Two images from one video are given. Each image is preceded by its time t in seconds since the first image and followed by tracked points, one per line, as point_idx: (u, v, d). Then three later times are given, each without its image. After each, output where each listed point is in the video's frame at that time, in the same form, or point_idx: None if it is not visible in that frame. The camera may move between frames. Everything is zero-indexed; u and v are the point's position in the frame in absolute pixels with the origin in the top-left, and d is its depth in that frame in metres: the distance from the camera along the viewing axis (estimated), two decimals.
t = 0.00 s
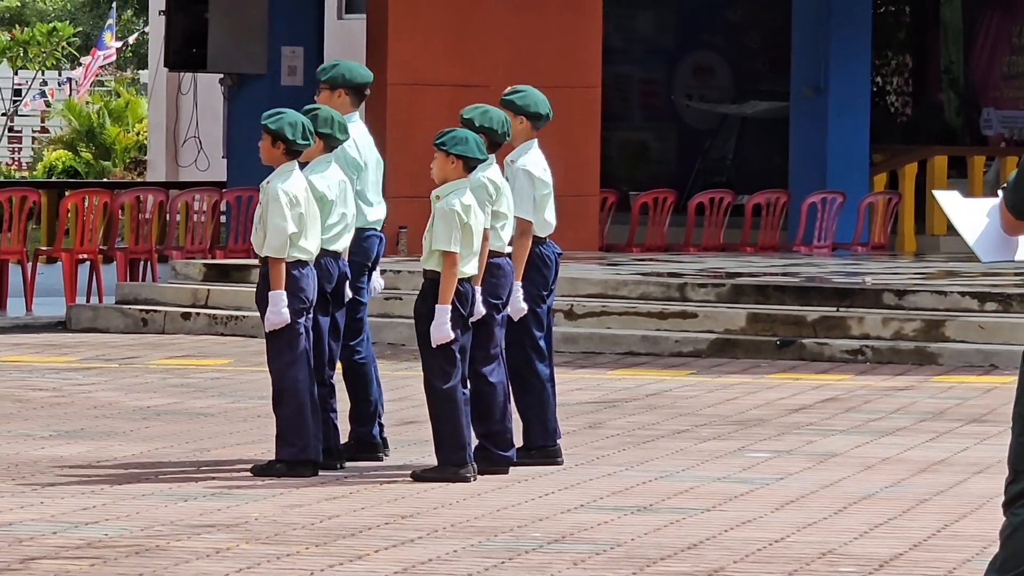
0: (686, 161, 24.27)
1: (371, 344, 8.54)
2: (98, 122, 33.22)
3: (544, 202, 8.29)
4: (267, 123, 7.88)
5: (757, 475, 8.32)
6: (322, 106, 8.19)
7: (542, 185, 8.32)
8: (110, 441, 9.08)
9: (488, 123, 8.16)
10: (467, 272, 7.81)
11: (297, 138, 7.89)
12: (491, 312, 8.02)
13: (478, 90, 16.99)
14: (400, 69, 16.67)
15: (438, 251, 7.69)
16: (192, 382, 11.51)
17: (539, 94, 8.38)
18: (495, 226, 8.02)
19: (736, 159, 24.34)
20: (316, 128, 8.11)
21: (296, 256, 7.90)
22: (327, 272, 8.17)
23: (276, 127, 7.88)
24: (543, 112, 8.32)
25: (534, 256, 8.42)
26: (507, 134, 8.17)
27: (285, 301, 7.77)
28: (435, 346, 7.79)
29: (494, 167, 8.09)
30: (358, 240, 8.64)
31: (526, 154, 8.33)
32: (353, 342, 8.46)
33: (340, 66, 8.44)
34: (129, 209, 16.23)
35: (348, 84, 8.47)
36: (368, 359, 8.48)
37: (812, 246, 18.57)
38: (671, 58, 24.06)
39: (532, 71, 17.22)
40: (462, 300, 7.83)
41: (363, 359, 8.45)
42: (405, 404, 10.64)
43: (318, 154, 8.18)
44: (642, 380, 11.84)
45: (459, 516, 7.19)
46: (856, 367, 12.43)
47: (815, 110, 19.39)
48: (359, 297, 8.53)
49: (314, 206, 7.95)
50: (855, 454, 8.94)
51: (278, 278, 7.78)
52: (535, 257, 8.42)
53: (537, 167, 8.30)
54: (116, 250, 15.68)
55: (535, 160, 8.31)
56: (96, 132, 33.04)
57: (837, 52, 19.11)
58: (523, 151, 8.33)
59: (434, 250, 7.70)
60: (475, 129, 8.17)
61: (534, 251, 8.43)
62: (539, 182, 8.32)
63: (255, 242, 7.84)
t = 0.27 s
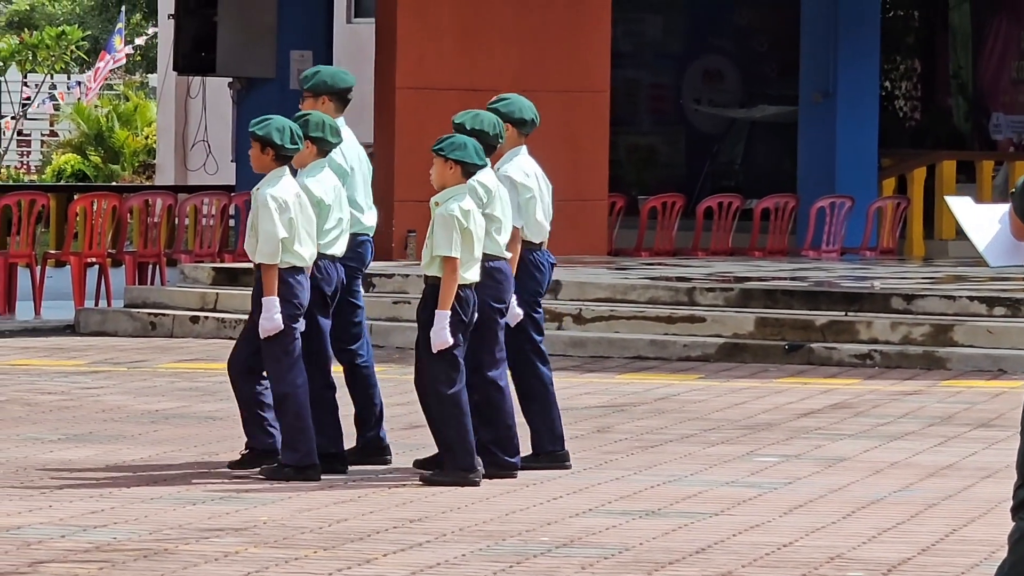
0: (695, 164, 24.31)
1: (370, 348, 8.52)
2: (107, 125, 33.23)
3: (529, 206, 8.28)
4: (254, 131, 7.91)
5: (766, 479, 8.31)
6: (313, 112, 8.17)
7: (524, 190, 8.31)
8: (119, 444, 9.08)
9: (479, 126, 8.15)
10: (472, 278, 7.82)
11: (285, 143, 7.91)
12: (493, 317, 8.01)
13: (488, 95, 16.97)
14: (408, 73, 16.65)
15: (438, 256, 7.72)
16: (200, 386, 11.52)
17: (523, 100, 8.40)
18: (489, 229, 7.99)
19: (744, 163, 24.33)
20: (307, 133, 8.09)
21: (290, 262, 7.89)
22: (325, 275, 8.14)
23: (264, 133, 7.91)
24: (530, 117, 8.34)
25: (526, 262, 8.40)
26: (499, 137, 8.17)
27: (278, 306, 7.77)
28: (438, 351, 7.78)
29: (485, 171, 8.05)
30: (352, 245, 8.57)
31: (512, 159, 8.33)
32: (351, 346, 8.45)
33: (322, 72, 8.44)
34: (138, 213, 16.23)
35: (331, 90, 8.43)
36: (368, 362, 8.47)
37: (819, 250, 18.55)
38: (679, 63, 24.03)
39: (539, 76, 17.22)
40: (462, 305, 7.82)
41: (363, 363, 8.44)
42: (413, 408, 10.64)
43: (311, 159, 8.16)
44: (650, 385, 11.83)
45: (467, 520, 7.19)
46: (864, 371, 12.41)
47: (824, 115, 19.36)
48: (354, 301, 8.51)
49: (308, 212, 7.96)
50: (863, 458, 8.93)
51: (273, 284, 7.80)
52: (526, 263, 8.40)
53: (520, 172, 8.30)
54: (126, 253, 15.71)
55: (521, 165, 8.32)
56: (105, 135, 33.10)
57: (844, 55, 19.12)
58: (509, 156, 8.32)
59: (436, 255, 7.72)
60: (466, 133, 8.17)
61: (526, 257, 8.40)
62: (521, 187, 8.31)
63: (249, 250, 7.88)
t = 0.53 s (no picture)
0: (710, 169, 24.28)
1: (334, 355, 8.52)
2: (121, 130, 33.16)
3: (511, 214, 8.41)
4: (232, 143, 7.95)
5: (780, 485, 8.29)
6: (292, 124, 8.24)
7: (507, 198, 8.42)
8: (132, 449, 9.08)
9: (470, 132, 8.17)
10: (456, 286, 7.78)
11: (263, 155, 7.94)
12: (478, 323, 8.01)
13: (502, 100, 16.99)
14: (423, 78, 16.65)
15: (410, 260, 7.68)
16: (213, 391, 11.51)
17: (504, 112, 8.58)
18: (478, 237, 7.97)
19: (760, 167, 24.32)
20: (285, 145, 8.15)
21: (253, 275, 7.88)
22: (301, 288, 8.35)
23: (242, 145, 7.94)
24: (510, 126, 8.50)
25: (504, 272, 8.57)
26: (488, 143, 8.20)
27: (242, 317, 7.75)
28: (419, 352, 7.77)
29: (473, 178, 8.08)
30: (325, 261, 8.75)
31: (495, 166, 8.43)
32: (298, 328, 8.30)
33: (308, 82, 8.49)
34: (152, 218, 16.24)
35: (317, 100, 8.49)
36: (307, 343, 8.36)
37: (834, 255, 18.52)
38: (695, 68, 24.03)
39: (553, 80, 17.21)
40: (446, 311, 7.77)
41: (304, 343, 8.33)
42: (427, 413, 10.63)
43: (289, 171, 8.22)
44: (664, 390, 11.81)
45: (481, 524, 7.17)
46: (879, 376, 12.39)
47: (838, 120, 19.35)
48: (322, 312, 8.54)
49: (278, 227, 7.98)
50: (877, 463, 8.90)
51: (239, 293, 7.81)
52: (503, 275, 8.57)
53: (502, 179, 8.38)
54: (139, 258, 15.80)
55: (503, 172, 8.41)
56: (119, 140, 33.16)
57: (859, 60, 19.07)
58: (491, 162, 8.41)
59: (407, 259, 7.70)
60: (456, 139, 8.19)
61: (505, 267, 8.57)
62: (504, 194, 8.41)
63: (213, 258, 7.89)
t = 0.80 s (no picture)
0: (735, 175, 24.26)
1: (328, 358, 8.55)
2: (148, 136, 33.45)
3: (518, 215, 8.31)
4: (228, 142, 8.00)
5: (805, 491, 8.25)
6: (284, 124, 8.31)
7: (513, 201, 8.33)
8: (158, 455, 9.10)
9: (476, 136, 8.16)
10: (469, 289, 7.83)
11: (257, 155, 7.97)
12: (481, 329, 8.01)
13: (528, 105, 16.98)
14: (449, 84, 16.66)
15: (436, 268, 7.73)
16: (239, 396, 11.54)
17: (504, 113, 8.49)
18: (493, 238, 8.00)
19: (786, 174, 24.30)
20: (278, 144, 8.23)
21: (264, 272, 7.97)
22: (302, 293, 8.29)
23: (237, 144, 7.97)
24: (512, 128, 8.44)
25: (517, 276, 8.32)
26: (495, 148, 8.18)
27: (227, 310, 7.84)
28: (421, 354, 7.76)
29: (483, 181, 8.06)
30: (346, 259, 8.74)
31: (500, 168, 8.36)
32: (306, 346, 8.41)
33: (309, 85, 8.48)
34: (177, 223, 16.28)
35: (318, 102, 8.49)
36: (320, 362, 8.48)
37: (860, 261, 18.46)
38: (720, 75, 23.99)
39: (579, 86, 17.20)
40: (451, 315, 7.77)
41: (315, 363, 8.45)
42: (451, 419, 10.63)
43: (282, 171, 8.29)
44: (689, 396, 11.78)
45: (507, 530, 7.16)
46: (905, 383, 12.34)
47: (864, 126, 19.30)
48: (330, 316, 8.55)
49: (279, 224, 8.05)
50: (903, 470, 8.87)
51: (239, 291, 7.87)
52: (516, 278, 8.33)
53: (507, 181, 8.29)
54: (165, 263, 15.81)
55: (507, 174, 8.33)
56: (145, 146, 33.28)
57: (886, 66, 19.01)
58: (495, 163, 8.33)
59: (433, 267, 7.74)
60: (462, 143, 8.19)
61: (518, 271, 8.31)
62: (510, 197, 8.32)
63: (223, 260, 7.94)
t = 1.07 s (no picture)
0: (756, 180, 24.26)
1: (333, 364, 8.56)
2: (169, 140, 33.56)
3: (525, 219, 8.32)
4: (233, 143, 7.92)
5: (826, 496, 8.22)
6: (292, 127, 8.25)
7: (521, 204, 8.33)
8: (178, 459, 9.10)
9: (486, 141, 8.14)
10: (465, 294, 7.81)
11: (261, 158, 7.92)
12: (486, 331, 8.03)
13: (548, 110, 16.96)
14: (469, 88, 16.66)
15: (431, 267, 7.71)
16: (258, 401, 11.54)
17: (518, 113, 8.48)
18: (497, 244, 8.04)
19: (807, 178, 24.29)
20: (285, 147, 8.17)
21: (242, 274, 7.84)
22: (288, 295, 8.18)
23: (242, 146, 7.93)
24: (526, 130, 8.41)
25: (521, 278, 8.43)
26: (505, 153, 8.18)
27: (224, 316, 7.76)
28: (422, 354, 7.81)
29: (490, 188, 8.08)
30: (339, 258, 8.61)
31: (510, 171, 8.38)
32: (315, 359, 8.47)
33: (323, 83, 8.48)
34: (197, 227, 16.29)
35: (333, 101, 8.50)
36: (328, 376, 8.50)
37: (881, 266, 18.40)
38: (741, 78, 23.96)
39: (599, 90, 17.19)
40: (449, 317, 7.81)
41: (323, 376, 8.47)
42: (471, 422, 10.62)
43: (289, 173, 8.24)
44: (709, 400, 11.76)
45: (527, 535, 7.14)
46: (926, 388, 12.29)
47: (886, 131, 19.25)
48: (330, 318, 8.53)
49: (271, 230, 7.92)
50: (923, 475, 8.83)
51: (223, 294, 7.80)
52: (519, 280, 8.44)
53: (516, 186, 8.32)
54: (186, 267, 15.82)
55: (516, 178, 8.35)
56: (166, 149, 33.38)
57: (907, 71, 18.95)
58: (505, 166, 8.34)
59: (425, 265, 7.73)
60: (472, 148, 8.17)
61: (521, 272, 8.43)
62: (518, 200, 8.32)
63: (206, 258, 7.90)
